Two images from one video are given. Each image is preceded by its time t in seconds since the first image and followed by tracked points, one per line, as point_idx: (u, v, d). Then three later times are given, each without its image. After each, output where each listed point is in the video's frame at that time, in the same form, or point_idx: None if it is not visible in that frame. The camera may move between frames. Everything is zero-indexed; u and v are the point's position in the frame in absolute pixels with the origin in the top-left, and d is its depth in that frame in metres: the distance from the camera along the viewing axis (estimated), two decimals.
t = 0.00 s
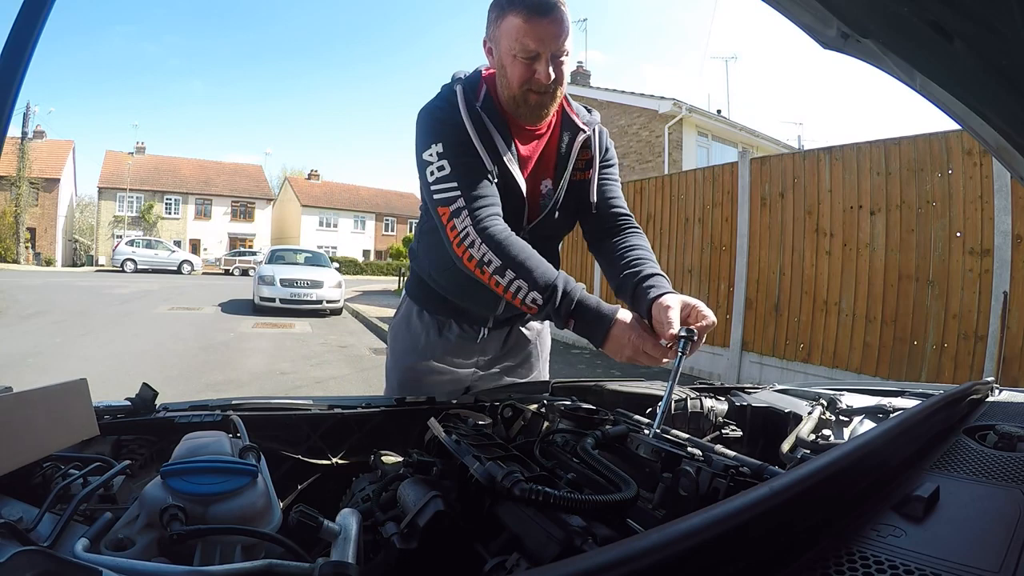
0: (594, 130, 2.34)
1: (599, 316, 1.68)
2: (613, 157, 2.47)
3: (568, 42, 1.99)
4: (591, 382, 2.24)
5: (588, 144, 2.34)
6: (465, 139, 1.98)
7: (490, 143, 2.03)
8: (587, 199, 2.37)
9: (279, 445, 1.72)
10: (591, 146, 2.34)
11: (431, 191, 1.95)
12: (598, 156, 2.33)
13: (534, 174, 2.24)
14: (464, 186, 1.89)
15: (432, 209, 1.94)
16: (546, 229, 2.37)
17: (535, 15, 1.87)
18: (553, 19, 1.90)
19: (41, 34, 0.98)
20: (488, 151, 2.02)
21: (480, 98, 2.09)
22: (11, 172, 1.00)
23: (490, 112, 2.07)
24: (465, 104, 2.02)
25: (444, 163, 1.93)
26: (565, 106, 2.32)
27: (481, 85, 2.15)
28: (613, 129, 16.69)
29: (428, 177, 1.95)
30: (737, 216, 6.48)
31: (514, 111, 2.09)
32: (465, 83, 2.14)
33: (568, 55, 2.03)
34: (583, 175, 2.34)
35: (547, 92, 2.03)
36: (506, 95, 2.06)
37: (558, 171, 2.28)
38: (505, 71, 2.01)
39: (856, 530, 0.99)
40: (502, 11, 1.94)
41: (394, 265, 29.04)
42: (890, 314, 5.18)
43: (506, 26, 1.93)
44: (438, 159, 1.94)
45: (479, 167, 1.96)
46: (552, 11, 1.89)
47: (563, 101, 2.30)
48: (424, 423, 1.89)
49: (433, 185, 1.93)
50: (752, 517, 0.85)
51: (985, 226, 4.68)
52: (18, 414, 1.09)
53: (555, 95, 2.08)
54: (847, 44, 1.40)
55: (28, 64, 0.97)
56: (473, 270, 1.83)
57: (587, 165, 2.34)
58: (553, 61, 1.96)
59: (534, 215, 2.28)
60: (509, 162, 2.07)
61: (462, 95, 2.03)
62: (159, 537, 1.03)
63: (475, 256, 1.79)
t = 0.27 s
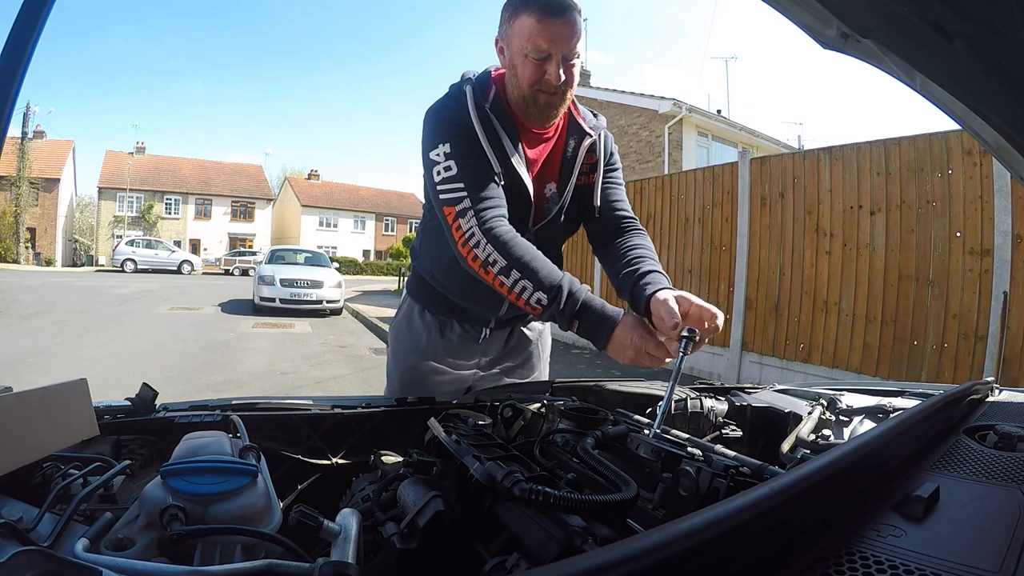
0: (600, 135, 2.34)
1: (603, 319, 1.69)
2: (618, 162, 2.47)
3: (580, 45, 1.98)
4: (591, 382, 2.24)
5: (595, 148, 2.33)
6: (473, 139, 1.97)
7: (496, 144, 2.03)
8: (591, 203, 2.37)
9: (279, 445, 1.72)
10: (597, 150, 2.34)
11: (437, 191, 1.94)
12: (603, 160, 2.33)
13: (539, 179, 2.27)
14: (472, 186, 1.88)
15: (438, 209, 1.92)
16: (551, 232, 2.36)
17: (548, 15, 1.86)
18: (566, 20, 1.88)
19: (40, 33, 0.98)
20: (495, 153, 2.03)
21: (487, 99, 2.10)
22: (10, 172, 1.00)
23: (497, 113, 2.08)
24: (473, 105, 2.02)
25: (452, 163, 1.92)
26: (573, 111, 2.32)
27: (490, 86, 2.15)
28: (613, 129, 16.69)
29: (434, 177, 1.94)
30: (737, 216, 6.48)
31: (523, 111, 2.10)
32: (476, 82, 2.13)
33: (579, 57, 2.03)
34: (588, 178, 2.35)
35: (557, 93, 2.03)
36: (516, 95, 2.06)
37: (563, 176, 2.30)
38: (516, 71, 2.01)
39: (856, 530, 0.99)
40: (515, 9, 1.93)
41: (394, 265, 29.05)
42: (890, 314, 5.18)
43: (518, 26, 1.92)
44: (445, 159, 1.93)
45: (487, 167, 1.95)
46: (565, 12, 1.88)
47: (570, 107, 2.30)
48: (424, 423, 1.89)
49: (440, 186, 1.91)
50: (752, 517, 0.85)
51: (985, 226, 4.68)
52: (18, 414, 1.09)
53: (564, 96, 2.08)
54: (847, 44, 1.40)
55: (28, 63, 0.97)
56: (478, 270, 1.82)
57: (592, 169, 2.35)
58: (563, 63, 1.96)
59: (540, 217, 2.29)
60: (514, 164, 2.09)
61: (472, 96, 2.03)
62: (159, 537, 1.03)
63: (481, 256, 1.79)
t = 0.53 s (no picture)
0: (602, 130, 2.29)
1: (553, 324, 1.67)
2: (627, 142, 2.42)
3: (574, 47, 1.97)
4: (591, 382, 2.24)
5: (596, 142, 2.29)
6: (453, 144, 2.00)
7: (477, 147, 2.06)
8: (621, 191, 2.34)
9: (279, 445, 1.72)
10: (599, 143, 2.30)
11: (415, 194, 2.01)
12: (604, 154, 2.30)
13: (533, 178, 2.27)
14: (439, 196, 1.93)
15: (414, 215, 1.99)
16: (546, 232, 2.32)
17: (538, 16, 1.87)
18: (556, 22, 1.89)
19: (40, 33, 0.98)
20: (473, 160, 2.05)
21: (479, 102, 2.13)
22: (10, 171, 1.00)
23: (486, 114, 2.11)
24: (460, 107, 2.03)
25: (427, 168, 1.98)
26: (573, 107, 2.27)
27: (487, 89, 2.18)
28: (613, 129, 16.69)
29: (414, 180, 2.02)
30: (737, 216, 6.49)
31: (517, 111, 2.09)
32: (470, 84, 2.16)
33: (575, 59, 2.01)
34: (588, 175, 2.32)
35: (551, 95, 2.01)
36: (511, 95, 2.06)
37: (559, 172, 2.25)
38: (509, 73, 2.01)
39: (856, 530, 0.99)
40: (509, 11, 1.94)
41: (394, 265, 29.05)
42: (890, 314, 5.18)
43: (511, 27, 1.93)
44: (424, 164, 1.99)
45: (459, 175, 1.98)
46: (556, 13, 1.88)
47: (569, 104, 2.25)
48: (424, 423, 1.88)
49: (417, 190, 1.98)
50: (751, 517, 0.85)
51: (985, 226, 4.68)
52: (18, 415, 1.09)
53: (560, 99, 2.06)
54: (847, 44, 1.41)
55: (28, 63, 0.97)
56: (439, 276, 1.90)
57: (592, 165, 2.32)
58: (555, 65, 1.95)
59: (531, 216, 2.27)
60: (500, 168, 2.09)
61: (461, 97, 2.05)
62: (159, 537, 1.03)
63: (439, 266, 1.86)
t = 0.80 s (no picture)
0: (589, 112, 2.29)
1: (571, 325, 1.67)
2: (612, 132, 2.41)
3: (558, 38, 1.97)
4: (591, 382, 2.24)
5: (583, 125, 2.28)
6: (447, 150, 2.02)
7: (470, 149, 2.07)
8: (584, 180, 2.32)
9: (280, 445, 1.72)
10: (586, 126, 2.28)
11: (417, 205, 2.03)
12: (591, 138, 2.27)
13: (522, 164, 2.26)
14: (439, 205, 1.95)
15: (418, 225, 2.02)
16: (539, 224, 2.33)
17: (520, 10, 1.86)
18: (539, 15, 1.87)
19: (40, 33, 0.98)
20: (468, 163, 2.06)
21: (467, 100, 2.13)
22: (10, 172, 1.00)
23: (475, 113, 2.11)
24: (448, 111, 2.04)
25: (427, 178, 2.00)
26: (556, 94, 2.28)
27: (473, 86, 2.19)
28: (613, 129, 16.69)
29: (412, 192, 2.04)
30: (737, 216, 6.49)
31: (503, 103, 2.09)
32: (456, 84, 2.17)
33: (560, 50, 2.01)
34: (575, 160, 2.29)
35: (537, 87, 2.02)
36: (496, 88, 2.06)
37: (548, 156, 2.25)
38: (494, 66, 2.02)
39: (855, 530, 0.99)
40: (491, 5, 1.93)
41: (394, 265, 29.05)
42: (890, 314, 5.19)
43: (493, 21, 1.92)
44: (422, 172, 2.01)
45: (456, 180, 2.00)
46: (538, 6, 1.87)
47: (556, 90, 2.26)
48: (424, 423, 1.88)
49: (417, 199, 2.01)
50: (751, 516, 0.85)
51: (985, 226, 4.68)
52: (18, 415, 1.09)
53: (546, 90, 2.06)
54: (847, 44, 1.41)
55: (28, 63, 0.97)
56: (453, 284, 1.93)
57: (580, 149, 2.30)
58: (539, 57, 1.95)
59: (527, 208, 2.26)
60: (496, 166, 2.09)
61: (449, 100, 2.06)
62: (159, 537, 1.03)
63: (452, 274, 1.90)
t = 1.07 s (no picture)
0: (588, 118, 2.32)
1: (581, 305, 1.61)
2: (611, 140, 2.47)
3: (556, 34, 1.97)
4: (591, 382, 2.24)
5: (582, 131, 2.33)
6: (452, 145, 2.01)
7: (475, 144, 2.06)
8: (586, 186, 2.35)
9: (279, 445, 1.72)
10: (585, 132, 2.34)
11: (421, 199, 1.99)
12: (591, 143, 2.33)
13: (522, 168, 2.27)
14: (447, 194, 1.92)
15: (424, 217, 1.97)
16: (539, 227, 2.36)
17: (517, 5, 1.86)
18: (537, 10, 1.88)
19: (40, 34, 0.98)
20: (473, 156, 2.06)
21: (469, 97, 2.12)
22: (11, 172, 1.01)
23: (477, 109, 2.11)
24: (452, 110, 2.04)
25: (432, 171, 1.97)
26: (556, 96, 2.29)
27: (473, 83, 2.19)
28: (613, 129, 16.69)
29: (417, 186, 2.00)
30: (737, 216, 6.49)
31: (503, 101, 2.09)
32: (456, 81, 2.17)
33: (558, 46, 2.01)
34: (575, 164, 2.32)
35: (535, 83, 2.02)
36: (495, 86, 2.06)
37: (549, 159, 2.28)
38: (492, 64, 2.02)
39: (856, 530, 0.99)
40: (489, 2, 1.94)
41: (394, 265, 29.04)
42: (890, 314, 5.18)
43: (492, 18, 1.93)
44: (427, 167, 1.98)
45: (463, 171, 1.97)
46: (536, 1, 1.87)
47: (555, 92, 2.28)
48: (424, 423, 1.89)
49: (421, 194, 1.97)
50: (751, 516, 0.85)
51: (985, 226, 4.68)
52: (18, 415, 1.09)
53: (544, 88, 2.06)
54: (847, 44, 1.41)
55: (28, 64, 0.97)
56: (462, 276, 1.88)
57: (579, 154, 2.33)
58: (537, 53, 1.95)
59: (529, 210, 2.29)
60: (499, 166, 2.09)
61: (451, 98, 2.06)
62: (159, 537, 1.03)
63: (460, 265, 1.85)
